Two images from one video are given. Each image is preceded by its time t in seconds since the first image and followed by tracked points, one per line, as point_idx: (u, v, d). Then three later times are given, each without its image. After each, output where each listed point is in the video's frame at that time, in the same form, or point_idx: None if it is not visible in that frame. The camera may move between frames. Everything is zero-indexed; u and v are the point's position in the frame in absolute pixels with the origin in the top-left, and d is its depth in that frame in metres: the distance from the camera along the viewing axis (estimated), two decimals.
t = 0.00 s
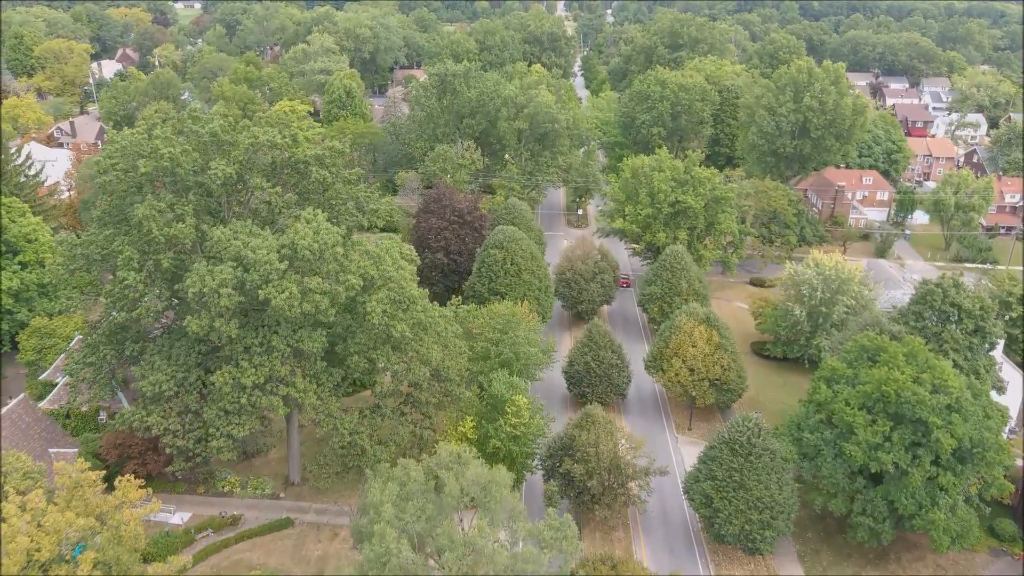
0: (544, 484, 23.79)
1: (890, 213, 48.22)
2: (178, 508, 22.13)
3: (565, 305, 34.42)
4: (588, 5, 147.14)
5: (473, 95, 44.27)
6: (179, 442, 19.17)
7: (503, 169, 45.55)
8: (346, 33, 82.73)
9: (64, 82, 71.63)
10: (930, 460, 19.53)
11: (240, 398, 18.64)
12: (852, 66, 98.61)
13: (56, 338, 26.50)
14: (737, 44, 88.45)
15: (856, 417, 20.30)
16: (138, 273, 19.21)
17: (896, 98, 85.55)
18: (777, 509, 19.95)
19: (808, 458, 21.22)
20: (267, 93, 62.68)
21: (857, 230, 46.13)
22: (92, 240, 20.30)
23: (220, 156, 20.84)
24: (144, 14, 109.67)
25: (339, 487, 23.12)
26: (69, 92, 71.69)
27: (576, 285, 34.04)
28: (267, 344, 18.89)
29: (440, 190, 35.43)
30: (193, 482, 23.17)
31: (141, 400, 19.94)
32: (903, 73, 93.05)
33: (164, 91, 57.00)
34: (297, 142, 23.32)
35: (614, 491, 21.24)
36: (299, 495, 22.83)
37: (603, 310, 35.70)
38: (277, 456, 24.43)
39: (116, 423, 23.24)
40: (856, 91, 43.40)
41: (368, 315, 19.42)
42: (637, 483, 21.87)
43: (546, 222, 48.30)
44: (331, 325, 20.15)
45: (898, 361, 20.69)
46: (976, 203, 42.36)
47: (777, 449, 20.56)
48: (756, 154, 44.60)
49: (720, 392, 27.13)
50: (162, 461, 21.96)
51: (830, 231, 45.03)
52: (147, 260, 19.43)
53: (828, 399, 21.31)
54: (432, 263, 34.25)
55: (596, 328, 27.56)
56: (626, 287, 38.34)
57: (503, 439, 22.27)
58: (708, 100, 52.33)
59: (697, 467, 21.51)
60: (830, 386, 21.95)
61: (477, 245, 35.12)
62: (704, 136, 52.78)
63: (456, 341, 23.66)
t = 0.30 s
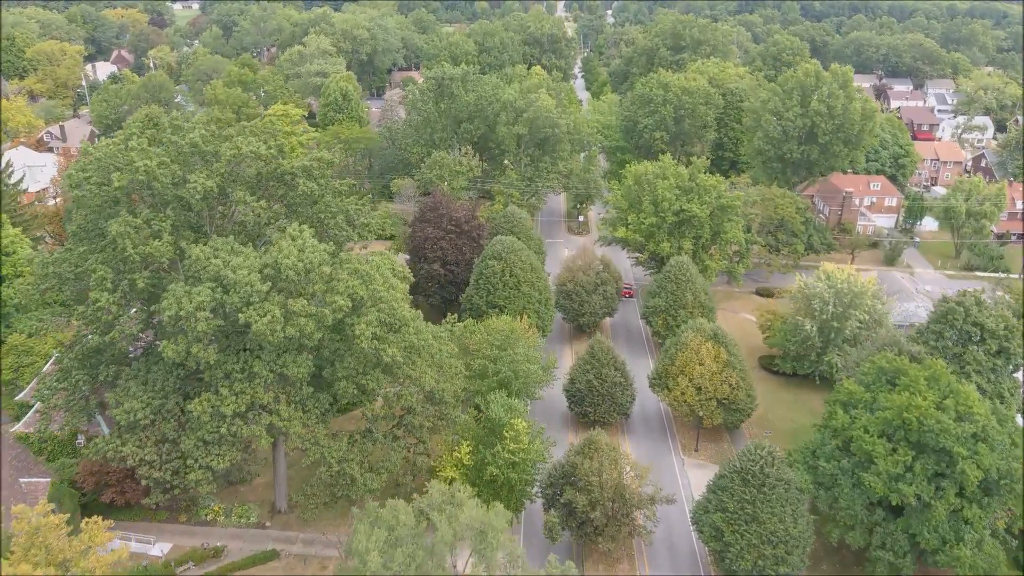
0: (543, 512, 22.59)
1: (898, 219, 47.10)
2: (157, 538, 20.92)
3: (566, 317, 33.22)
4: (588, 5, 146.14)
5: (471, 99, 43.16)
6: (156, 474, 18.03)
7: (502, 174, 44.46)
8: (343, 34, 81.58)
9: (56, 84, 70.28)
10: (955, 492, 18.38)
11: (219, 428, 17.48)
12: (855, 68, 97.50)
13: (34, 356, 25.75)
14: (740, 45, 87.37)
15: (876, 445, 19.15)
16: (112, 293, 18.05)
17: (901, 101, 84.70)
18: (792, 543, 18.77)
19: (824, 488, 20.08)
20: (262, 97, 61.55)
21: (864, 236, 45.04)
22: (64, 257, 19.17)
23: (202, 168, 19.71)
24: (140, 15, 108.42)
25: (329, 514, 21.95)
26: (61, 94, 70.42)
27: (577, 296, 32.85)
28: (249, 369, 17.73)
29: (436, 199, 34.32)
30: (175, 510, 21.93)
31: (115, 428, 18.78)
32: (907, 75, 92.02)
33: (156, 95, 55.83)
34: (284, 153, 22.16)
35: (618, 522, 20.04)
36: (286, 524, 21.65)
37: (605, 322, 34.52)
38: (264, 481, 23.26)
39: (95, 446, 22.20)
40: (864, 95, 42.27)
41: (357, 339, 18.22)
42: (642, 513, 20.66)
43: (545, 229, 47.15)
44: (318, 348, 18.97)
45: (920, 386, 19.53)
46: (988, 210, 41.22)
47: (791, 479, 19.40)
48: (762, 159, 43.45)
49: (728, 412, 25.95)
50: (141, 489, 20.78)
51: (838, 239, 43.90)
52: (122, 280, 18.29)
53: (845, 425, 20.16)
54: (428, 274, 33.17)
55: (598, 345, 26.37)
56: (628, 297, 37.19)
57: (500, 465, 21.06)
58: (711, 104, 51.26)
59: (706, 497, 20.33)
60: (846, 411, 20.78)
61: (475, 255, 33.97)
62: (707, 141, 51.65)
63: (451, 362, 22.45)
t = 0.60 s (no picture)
0: (543, 543, 21.39)
1: (907, 226, 45.90)
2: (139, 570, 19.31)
3: (568, 330, 32.01)
4: (588, 5, 145.14)
5: (469, 103, 42.01)
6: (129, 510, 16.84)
7: (501, 181, 43.34)
8: (340, 36, 80.41)
9: (48, 87, 69.10)
10: (983, 528, 17.24)
11: (196, 462, 16.30)
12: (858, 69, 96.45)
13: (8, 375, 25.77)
14: (742, 46, 86.34)
15: (898, 477, 17.98)
16: (82, 316, 16.93)
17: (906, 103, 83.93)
18: None
19: (841, 521, 18.91)
20: (257, 99, 60.42)
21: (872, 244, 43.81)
22: (33, 276, 18.03)
23: (179, 182, 18.57)
24: (136, 16, 107.22)
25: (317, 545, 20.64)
26: (53, 97, 69.20)
27: (579, 309, 31.66)
28: (228, 399, 16.55)
29: (432, 208, 33.21)
30: (154, 540, 20.45)
31: (87, 459, 17.60)
32: (910, 76, 90.97)
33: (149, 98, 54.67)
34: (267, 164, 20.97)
35: (623, 558, 18.85)
36: (271, 557, 20.36)
37: (607, 335, 33.35)
38: (248, 508, 22.04)
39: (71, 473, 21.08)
40: (873, 99, 41.11)
41: (344, 365, 17.05)
42: (649, 547, 19.46)
43: (544, 236, 45.82)
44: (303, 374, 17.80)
45: (944, 414, 18.37)
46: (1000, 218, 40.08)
47: (808, 512, 18.23)
48: (768, 164, 42.32)
49: (737, 434, 24.78)
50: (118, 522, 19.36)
51: (847, 246, 42.80)
52: (93, 302, 17.14)
53: (864, 455, 19.00)
54: (424, 285, 32.04)
55: (601, 363, 25.17)
56: (631, 308, 36.06)
57: (498, 496, 19.86)
58: (715, 107, 50.16)
59: (717, 530, 19.14)
60: (864, 438, 19.62)
61: (473, 266, 32.79)
62: (710, 145, 50.57)
63: (446, 384, 21.26)
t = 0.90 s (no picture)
0: None
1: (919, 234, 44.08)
2: None
3: (568, 345, 30.73)
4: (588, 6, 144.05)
5: (466, 108, 40.75)
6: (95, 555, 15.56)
7: (500, 188, 42.08)
8: (336, 37, 79.08)
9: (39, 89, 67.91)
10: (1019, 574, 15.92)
11: (167, 505, 15.02)
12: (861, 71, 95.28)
13: None
14: (745, 48, 85.11)
15: (924, 517, 16.68)
16: (45, 345, 15.72)
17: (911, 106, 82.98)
18: None
19: (864, 562, 17.59)
20: (251, 103, 59.12)
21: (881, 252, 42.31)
22: None
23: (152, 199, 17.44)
24: (132, 17, 105.87)
25: None
26: (44, 99, 67.90)
27: (580, 324, 30.37)
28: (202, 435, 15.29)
29: (428, 217, 31.92)
30: None
31: (51, 498, 16.32)
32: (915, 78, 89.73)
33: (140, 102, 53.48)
34: (248, 179, 19.77)
35: None
36: None
37: (609, 350, 32.07)
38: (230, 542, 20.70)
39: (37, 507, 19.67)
40: (884, 104, 39.83)
41: (327, 398, 15.76)
42: None
43: (545, 243, 44.60)
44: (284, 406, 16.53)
45: (974, 448, 17.10)
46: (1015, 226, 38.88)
47: (829, 553, 16.93)
48: (775, 171, 41.08)
49: (748, 460, 23.49)
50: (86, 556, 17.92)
51: (856, 256, 41.45)
52: (58, 329, 15.91)
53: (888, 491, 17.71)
54: (419, 298, 30.81)
55: (604, 385, 23.89)
56: (635, 321, 34.82)
57: (494, 532, 18.55)
58: (719, 111, 48.92)
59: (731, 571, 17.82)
60: (887, 472, 18.33)
61: (470, 278, 31.48)
62: (714, 150, 49.37)
63: (440, 412, 19.96)
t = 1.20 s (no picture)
0: None
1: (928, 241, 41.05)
2: None
3: (569, 361, 29.56)
4: (589, 6, 142.91)
5: (464, 112, 39.60)
6: None
7: (498, 195, 40.99)
8: (333, 38, 77.91)
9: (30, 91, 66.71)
10: None
11: (137, 551, 13.88)
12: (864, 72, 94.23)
13: None
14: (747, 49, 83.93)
15: (952, 559, 15.46)
16: (6, 375, 14.59)
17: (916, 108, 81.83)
18: None
19: None
20: (246, 106, 57.97)
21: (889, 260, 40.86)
22: None
23: (122, 219, 16.59)
24: (128, 17, 104.71)
25: None
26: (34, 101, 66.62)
27: (581, 338, 29.19)
28: (174, 475, 14.19)
29: (423, 228, 30.76)
30: None
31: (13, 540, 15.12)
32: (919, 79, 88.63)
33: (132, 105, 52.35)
34: (228, 194, 18.62)
35: None
36: None
37: (612, 365, 30.91)
38: None
39: None
40: (894, 108, 38.66)
41: (309, 434, 14.52)
42: None
43: (545, 250, 43.43)
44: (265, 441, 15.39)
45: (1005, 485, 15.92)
46: None
47: None
48: (782, 177, 39.92)
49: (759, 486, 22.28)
50: None
51: (865, 264, 40.19)
52: (19, 358, 14.79)
53: (913, 530, 16.53)
54: (414, 312, 29.62)
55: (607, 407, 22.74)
56: (638, 333, 33.71)
57: (490, 571, 17.32)
58: (723, 115, 47.80)
59: None
60: (911, 509, 17.14)
61: (467, 290, 30.30)
62: (718, 154, 48.27)
63: (434, 440, 18.76)
